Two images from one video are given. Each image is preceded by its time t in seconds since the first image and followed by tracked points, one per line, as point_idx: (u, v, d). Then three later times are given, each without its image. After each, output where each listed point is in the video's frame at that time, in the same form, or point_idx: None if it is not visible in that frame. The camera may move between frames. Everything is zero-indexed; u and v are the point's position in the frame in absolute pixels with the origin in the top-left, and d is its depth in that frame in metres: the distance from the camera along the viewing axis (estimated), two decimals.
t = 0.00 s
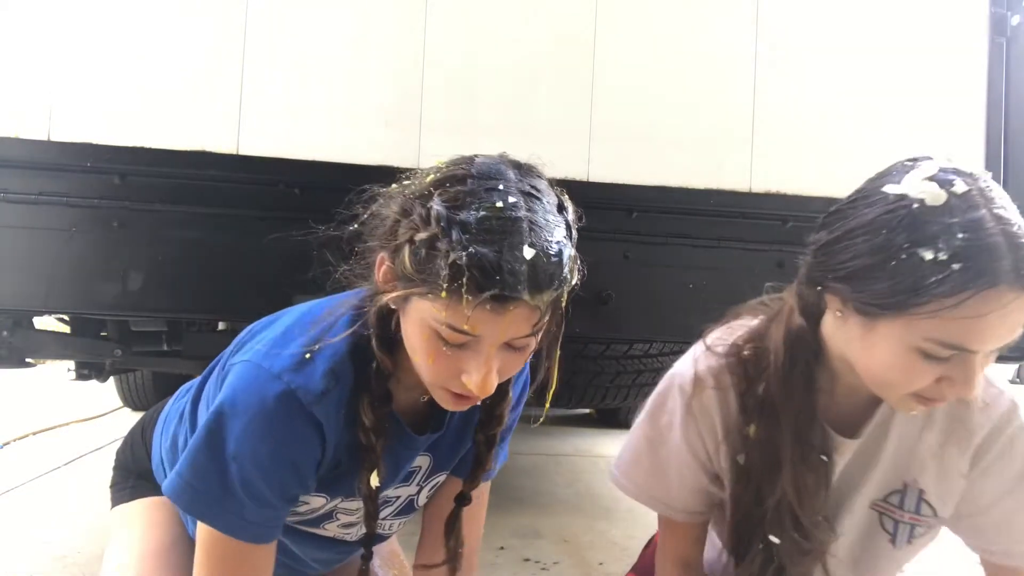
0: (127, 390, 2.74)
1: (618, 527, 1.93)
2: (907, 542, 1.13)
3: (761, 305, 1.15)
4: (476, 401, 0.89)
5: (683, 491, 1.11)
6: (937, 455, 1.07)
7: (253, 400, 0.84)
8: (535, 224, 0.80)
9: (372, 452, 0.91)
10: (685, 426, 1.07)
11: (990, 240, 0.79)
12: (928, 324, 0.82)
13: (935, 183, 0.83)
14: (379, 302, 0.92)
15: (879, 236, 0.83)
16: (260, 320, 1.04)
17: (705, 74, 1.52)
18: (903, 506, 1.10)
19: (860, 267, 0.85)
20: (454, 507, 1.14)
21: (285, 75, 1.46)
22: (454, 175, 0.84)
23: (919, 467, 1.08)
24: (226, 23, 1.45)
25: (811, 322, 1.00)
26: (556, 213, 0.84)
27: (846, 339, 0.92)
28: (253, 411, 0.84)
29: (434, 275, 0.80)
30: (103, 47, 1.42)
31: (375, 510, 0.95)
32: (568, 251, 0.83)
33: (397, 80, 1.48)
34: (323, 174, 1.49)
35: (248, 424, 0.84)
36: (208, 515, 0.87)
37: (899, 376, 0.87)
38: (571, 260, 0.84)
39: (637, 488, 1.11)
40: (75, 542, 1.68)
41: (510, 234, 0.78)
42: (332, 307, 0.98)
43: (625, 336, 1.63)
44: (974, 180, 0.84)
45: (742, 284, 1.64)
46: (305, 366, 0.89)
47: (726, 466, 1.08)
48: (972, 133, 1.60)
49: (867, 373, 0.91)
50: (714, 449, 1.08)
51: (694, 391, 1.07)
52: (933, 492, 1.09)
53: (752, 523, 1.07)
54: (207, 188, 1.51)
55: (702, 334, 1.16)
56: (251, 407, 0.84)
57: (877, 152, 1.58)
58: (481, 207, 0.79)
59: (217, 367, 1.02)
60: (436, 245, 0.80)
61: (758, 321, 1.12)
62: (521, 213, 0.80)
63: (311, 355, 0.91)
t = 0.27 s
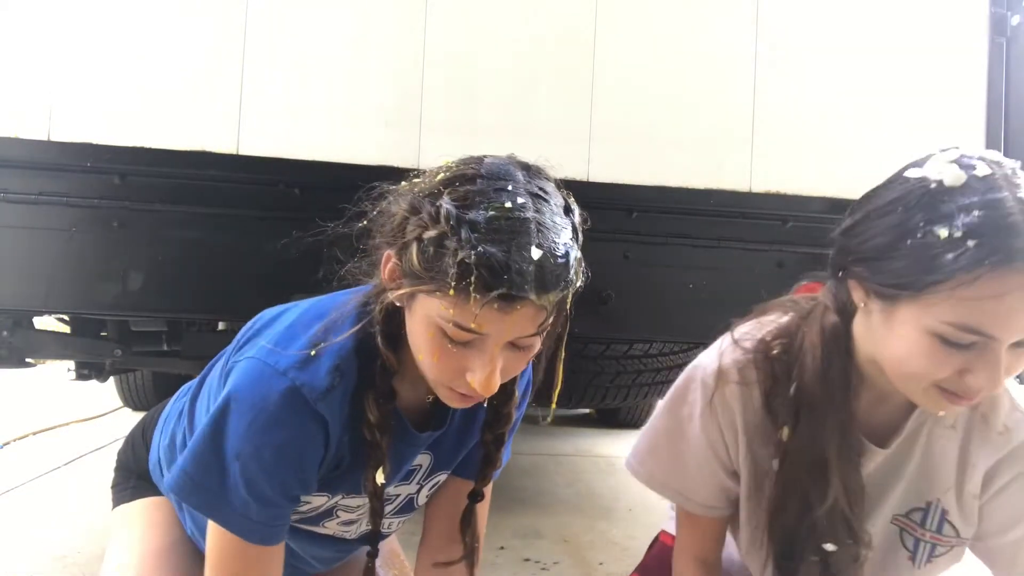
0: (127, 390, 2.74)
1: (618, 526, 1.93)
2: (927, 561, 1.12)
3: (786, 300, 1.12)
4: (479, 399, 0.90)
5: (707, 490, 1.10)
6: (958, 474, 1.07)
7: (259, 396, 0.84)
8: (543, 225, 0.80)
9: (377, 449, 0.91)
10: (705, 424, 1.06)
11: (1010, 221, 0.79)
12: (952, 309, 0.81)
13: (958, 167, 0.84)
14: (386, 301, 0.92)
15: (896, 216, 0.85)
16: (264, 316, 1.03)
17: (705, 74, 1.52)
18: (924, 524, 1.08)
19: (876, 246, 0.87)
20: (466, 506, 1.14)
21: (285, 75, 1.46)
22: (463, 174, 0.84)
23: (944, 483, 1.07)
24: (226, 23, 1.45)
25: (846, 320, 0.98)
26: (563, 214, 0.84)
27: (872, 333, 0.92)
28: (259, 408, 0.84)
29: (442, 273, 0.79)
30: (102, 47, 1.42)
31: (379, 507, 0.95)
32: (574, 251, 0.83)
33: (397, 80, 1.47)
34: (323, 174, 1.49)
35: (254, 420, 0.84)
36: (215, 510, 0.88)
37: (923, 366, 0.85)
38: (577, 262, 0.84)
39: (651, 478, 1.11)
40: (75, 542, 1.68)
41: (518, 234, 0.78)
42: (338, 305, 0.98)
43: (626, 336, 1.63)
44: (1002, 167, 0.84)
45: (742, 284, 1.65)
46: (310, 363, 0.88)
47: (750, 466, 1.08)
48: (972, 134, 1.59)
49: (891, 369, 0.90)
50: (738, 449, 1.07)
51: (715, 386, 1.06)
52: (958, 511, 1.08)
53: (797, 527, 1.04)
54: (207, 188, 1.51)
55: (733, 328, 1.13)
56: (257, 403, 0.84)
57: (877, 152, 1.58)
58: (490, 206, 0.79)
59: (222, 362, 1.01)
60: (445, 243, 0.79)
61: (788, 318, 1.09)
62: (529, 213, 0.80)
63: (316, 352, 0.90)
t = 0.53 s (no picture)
0: (127, 390, 2.74)
1: (618, 526, 1.93)
2: (931, 551, 1.11)
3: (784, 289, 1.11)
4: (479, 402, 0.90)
5: (705, 475, 1.09)
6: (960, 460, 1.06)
7: (258, 398, 0.84)
8: (548, 232, 0.80)
9: (376, 450, 0.90)
10: (704, 410, 1.05)
11: None
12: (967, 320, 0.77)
13: (990, 179, 0.77)
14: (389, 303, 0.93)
15: (925, 226, 0.78)
16: (264, 318, 1.03)
17: (705, 74, 1.52)
18: (926, 513, 1.09)
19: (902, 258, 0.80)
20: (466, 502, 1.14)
21: (285, 75, 1.46)
22: (469, 179, 0.84)
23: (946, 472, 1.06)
24: (227, 23, 1.45)
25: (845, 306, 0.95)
26: (568, 221, 0.84)
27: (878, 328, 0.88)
28: (257, 410, 0.84)
29: (447, 278, 0.79)
30: (102, 47, 1.42)
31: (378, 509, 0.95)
32: (579, 258, 0.84)
33: (398, 80, 1.47)
34: (324, 175, 1.50)
35: (253, 422, 0.84)
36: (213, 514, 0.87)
37: (928, 371, 0.83)
38: (581, 269, 0.84)
39: (650, 467, 1.10)
40: (75, 542, 1.68)
41: (524, 242, 0.79)
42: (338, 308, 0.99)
43: (626, 336, 1.63)
44: None
45: (743, 284, 1.65)
46: (309, 365, 0.88)
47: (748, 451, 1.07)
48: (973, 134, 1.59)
49: (894, 364, 0.88)
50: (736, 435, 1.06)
51: (714, 373, 1.04)
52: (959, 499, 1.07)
53: (804, 515, 1.04)
54: (207, 188, 1.51)
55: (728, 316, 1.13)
56: (257, 406, 0.84)
57: (877, 152, 1.58)
58: (496, 213, 0.79)
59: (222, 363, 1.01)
60: (450, 247, 0.79)
61: (785, 305, 1.08)
62: (535, 220, 0.80)
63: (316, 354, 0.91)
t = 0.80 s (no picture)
0: (127, 390, 2.74)
1: (618, 526, 1.93)
2: (913, 516, 1.08)
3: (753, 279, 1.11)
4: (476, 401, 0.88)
5: (693, 469, 1.04)
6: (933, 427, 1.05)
7: (256, 404, 0.84)
8: (540, 221, 0.80)
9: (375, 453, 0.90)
10: (687, 399, 1.02)
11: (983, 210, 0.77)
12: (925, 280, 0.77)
13: (932, 155, 0.80)
14: (384, 300, 0.93)
15: (877, 204, 0.80)
16: (259, 323, 1.03)
17: (705, 74, 1.52)
18: (910, 480, 1.05)
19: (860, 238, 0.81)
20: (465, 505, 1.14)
21: (285, 76, 1.46)
22: (461, 171, 0.84)
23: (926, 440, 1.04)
24: (227, 23, 1.45)
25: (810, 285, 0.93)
26: (561, 212, 0.84)
27: (840, 305, 0.86)
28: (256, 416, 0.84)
29: (439, 269, 0.79)
30: (103, 47, 1.42)
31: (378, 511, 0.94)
32: (572, 248, 0.83)
33: (397, 79, 1.48)
34: (324, 174, 1.50)
35: (251, 428, 0.84)
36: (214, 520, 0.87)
37: (890, 340, 0.82)
38: (574, 258, 0.84)
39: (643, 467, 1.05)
40: (75, 542, 1.67)
41: (516, 230, 0.79)
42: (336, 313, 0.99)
43: (626, 336, 1.63)
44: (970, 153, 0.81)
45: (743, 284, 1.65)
46: (308, 370, 0.88)
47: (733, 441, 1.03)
48: (972, 134, 1.60)
49: (856, 337, 0.87)
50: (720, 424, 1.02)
51: (693, 363, 1.02)
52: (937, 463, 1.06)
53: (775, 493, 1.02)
54: (207, 188, 1.51)
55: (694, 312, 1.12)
56: (256, 411, 0.84)
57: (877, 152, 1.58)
58: (487, 202, 0.79)
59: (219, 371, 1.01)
60: (443, 237, 0.79)
61: (752, 295, 1.07)
62: (527, 209, 0.80)
63: (314, 358, 0.91)
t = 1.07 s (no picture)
0: (127, 390, 2.74)
1: (618, 526, 1.93)
2: (866, 497, 1.09)
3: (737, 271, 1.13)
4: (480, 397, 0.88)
5: (672, 445, 1.03)
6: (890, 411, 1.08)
7: (259, 411, 0.84)
8: (541, 215, 0.81)
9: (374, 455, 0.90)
10: (674, 375, 1.02)
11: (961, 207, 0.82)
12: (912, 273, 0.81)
13: (915, 161, 0.86)
14: (382, 301, 0.93)
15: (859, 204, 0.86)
16: (259, 328, 1.03)
17: (705, 74, 1.52)
18: (866, 464, 1.07)
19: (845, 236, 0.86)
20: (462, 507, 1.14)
21: (285, 76, 1.46)
22: (458, 167, 0.84)
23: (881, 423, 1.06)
24: (227, 23, 1.45)
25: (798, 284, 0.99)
26: (560, 206, 0.85)
27: (828, 300, 0.90)
28: (260, 423, 0.84)
29: (443, 266, 0.79)
30: (103, 47, 1.42)
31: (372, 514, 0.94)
32: (571, 240, 0.84)
33: (397, 79, 1.48)
34: (324, 174, 1.49)
35: (255, 436, 0.83)
36: (219, 529, 0.86)
37: (875, 331, 0.87)
38: (575, 251, 0.84)
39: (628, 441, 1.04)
40: (75, 542, 1.67)
41: (519, 223, 0.79)
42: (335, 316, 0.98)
43: (626, 336, 1.63)
44: (946, 161, 0.88)
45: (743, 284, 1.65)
46: (311, 375, 0.88)
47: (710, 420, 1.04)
48: (972, 134, 1.60)
49: (844, 330, 0.91)
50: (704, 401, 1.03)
51: (685, 340, 1.03)
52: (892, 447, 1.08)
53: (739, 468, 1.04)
54: (208, 188, 1.51)
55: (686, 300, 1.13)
56: (260, 418, 0.84)
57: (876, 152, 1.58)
58: (488, 197, 0.79)
59: (219, 375, 1.00)
60: (445, 234, 0.79)
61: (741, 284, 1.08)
62: (527, 203, 0.80)
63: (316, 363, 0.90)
